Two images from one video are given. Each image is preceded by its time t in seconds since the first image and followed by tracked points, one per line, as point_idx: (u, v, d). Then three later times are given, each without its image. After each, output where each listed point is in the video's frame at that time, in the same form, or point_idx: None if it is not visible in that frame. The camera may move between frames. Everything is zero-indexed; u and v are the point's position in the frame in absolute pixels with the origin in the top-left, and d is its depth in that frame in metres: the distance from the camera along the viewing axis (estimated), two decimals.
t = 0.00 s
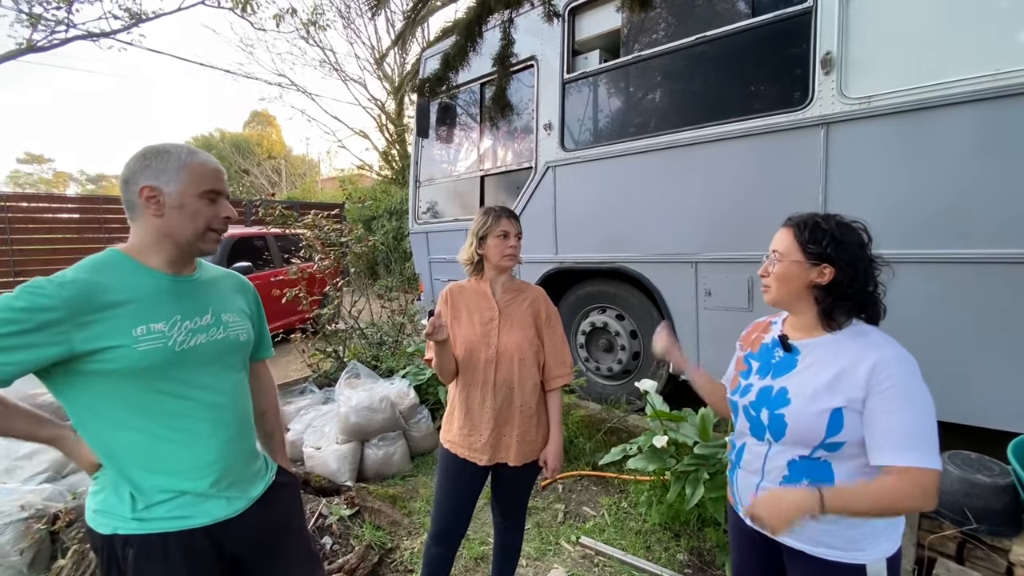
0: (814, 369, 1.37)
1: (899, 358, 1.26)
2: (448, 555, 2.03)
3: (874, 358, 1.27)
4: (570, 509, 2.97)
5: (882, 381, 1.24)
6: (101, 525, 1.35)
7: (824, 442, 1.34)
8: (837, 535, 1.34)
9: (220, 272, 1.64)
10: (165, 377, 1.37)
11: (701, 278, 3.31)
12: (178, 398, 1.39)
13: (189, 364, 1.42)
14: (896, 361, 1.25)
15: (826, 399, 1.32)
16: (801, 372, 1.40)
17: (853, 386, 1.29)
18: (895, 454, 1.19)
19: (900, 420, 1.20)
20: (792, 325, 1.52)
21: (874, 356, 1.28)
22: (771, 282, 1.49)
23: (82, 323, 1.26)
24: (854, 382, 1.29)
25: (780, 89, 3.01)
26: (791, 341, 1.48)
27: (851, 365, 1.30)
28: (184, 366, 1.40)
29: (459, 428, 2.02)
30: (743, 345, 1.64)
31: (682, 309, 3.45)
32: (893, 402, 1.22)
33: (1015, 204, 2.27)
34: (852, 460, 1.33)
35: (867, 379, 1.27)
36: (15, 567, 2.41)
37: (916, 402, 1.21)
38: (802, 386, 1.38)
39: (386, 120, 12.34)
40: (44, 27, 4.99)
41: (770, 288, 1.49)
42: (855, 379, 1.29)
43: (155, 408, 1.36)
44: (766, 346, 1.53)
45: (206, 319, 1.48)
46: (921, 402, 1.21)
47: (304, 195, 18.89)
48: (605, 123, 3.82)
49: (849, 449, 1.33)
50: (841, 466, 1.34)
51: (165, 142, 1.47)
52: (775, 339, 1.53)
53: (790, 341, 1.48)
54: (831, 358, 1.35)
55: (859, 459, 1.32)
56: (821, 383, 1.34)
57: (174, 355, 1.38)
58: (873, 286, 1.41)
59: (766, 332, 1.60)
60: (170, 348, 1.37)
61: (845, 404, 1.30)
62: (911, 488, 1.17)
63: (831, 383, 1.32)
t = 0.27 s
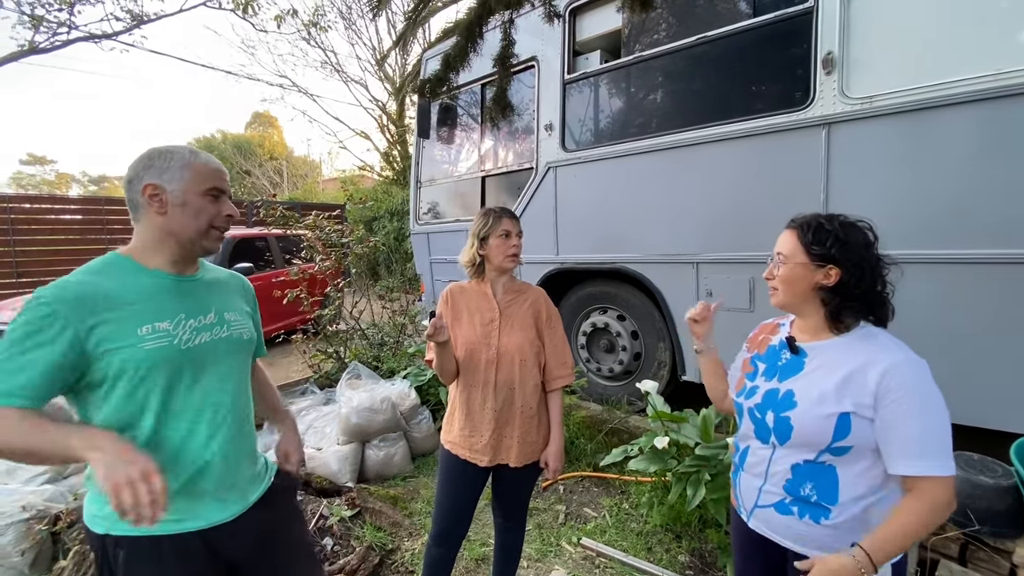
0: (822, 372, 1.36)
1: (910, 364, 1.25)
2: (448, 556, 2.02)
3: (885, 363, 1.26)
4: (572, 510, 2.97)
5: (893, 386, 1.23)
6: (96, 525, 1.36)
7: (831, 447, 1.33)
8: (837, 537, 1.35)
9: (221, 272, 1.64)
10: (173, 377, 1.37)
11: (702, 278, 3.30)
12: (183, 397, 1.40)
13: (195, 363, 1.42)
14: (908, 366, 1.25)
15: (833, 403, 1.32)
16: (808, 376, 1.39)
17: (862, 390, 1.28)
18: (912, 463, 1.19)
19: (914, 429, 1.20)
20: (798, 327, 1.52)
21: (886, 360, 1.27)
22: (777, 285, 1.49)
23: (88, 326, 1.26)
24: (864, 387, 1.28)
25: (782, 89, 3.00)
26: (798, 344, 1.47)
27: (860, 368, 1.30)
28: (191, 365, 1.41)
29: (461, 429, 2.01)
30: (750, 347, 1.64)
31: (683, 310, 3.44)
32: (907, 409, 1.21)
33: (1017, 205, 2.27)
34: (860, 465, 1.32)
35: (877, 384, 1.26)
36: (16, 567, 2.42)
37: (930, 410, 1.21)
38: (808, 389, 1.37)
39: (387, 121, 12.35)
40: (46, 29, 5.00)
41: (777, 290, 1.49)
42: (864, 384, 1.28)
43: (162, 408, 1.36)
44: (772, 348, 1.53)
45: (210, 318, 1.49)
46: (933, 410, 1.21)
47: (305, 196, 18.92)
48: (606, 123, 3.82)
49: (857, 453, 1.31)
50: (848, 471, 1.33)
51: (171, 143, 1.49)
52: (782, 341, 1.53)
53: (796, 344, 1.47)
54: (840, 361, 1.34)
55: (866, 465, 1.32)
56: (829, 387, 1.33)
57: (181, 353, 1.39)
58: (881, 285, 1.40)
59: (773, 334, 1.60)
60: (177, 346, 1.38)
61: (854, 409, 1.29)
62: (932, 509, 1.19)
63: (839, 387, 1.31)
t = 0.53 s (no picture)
0: (824, 374, 1.35)
1: (912, 363, 1.25)
2: (449, 557, 2.02)
3: (886, 364, 1.26)
4: (573, 511, 2.96)
5: (896, 386, 1.23)
6: (100, 527, 1.37)
7: (833, 448, 1.32)
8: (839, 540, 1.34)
9: (212, 271, 1.65)
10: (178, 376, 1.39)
11: (703, 279, 3.29)
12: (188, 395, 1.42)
13: (197, 361, 1.45)
14: (910, 367, 1.24)
15: (835, 405, 1.31)
16: (810, 377, 1.39)
17: (864, 392, 1.28)
18: (914, 464, 1.19)
19: (916, 431, 1.20)
20: (802, 328, 1.51)
21: (889, 360, 1.26)
22: (779, 286, 1.48)
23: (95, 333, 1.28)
24: (866, 388, 1.28)
25: (783, 90, 3.00)
26: (801, 344, 1.47)
27: (864, 370, 1.29)
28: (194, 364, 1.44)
29: (463, 430, 2.01)
30: (753, 349, 1.64)
31: (684, 310, 3.43)
32: (907, 411, 1.21)
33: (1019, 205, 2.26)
34: (863, 467, 1.32)
35: (880, 385, 1.25)
36: (17, 568, 2.42)
37: (931, 411, 1.21)
38: (810, 391, 1.37)
39: (388, 122, 12.36)
40: (47, 30, 5.01)
41: (780, 292, 1.48)
42: (866, 387, 1.28)
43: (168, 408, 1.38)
44: (776, 349, 1.53)
45: (209, 317, 1.51)
46: (936, 409, 1.21)
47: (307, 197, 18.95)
48: (607, 124, 3.82)
49: (860, 453, 1.31)
50: (851, 473, 1.33)
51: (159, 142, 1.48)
52: (784, 342, 1.52)
53: (799, 344, 1.47)
54: (841, 362, 1.34)
55: (869, 466, 1.31)
56: (830, 388, 1.33)
57: (185, 352, 1.41)
58: (884, 285, 1.40)
59: (776, 335, 1.59)
60: (181, 346, 1.41)
61: (857, 411, 1.28)
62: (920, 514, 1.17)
63: (841, 388, 1.31)
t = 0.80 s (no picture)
0: (824, 374, 1.35)
1: (912, 363, 1.24)
2: (451, 558, 2.01)
3: (886, 363, 1.25)
4: (575, 513, 2.96)
5: (895, 385, 1.22)
6: (107, 528, 1.36)
7: (832, 449, 1.32)
8: (839, 543, 1.34)
9: (211, 272, 1.66)
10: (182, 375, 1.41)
11: (705, 279, 3.29)
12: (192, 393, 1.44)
13: (201, 360, 1.46)
14: (909, 367, 1.23)
15: (835, 405, 1.31)
16: (810, 376, 1.38)
17: (862, 392, 1.28)
18: (913, 464, 1.18)
19: (915, 432, 1.19)
20: (803, 328, 1.51)
21: (889, 359, 1.26)
22: (781, 286, 1.48)
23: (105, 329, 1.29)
24: (866, 387, 1.27)
25: (785, 90, 2.99)
26: (802, 345, 1.46)
27: (864, 369, 1.28)
28: (198, 363, 1.46)
29: (466, 431, 2.00)
30: (755, 349, 1.63)
31: (686, 311, 3.42)
32: (904, 412, 1.20)
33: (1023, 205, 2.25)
34: (863, 468, 1.31)
35: (880, 384, 1.25)
36: (19, 570, 2.43)
37: (932, 411, 1.19)
38: (810, 391, 1.36)
39: (390, 123, 12.38)
40: (51, 32, 5.04)
41: (781, 292, 1.48)
42: (866, 386, 1.27)
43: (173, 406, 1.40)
44: (777, 349, 1.52)
45: (211, 317, 1.53)
46: (937, 409, 1.20)
47: (309, 198, 18.98)
48: (609, 125, 3.82)
49: (859, 454, 1.30)
50: (851, 474, 1.32)
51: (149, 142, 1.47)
52: (786, 341, 1.52)
53: (800, 345, 1.46)
54: (841, 362, 1.33)
55: (870, 467, 1.30)
56: (830, 387, 1.32)
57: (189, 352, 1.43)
58: (887, 287, 1.39)
59: (778, 335, 1.59)
60: (186, 346, 1.43)
61: (856, 411, 1.28)
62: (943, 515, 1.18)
63: (841, 387, 1.31)
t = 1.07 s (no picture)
0: (820, 375, 1.35)
1: (909, 364, 1.24)
2: (450, 560, 2.01)
3: (883, 363, 1.25)
4: (575, 514, 2.95)
5: (892, 385, 1.22)
6: (106, 530, 1.37)
7: (829, 449, 1.32)
8: (836, 544, 1.33)
9: (214, 274, 1.65)
10: (187, 383, 1.42)
11: (707, 280, 3.28)
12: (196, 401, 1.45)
13: (206, 368, 1.47)
14: (906, 368, 1.23)
15: (831, 405, 1.30)
16: (807, 377, 1.38)
17: (859, 393, 1.27)
18: (909, 466, 1.19)
19: (911, 432, 1.19)
20: (800, 329, 1.50)
21: (885, 360, 1.25)
22: (777, 288, 1.48)
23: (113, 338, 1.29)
24: (863, 388, 1.27)
25: (786, 90, 2.98)
26: (799, 345, 1.45)
27: (861, 370, 1.28)
28: (202, 372, 1.46)
29: (464, 433, 2.00)
30: (753, 349, 1.63)
31: (688, 312, 3.41)
32: (900, 413, 1.20)
33: None
34: (859, 468, 1.31)
35: (876, 384, 1.24)
36: (22, 570, 2.41)
37: (927, 412, 1.20)
38: (807, 391, 1.36)
39: (392, 124, 12.39)
40: (52, 33, 5.04)
41: (777, 293, 1.48)
42: (863, 387, 1.27)
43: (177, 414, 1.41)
44: (774, 349, 1.52)
45: (216, 323, 1.53)
46: (932, 411, 1.20)
47: (310, 199, 19.00)
48: (610, 125, 3.82)
49: (855, 455, 1.30)
50: (847, 474, 1.32)
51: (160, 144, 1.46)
52: (783, 341, 1.51)
53: (797, 345, 1.46)
54: (839, 362, 1.33)
55: (866, 468, 1.30)
56: (827, 389, 1.32)
57: (194, 361, 1.44)
58: (884, 288, 1.37)
59: (776, 335, 1.58)
60: (191, 354, 1.43)
61: (852, 411, 1.28)
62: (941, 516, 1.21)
63: (838, 388, 1.30)
